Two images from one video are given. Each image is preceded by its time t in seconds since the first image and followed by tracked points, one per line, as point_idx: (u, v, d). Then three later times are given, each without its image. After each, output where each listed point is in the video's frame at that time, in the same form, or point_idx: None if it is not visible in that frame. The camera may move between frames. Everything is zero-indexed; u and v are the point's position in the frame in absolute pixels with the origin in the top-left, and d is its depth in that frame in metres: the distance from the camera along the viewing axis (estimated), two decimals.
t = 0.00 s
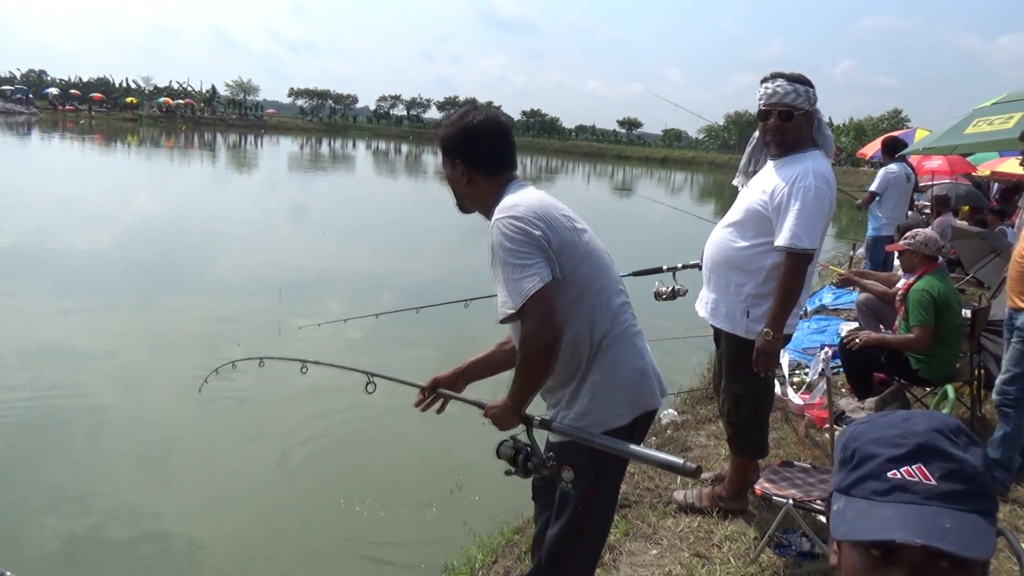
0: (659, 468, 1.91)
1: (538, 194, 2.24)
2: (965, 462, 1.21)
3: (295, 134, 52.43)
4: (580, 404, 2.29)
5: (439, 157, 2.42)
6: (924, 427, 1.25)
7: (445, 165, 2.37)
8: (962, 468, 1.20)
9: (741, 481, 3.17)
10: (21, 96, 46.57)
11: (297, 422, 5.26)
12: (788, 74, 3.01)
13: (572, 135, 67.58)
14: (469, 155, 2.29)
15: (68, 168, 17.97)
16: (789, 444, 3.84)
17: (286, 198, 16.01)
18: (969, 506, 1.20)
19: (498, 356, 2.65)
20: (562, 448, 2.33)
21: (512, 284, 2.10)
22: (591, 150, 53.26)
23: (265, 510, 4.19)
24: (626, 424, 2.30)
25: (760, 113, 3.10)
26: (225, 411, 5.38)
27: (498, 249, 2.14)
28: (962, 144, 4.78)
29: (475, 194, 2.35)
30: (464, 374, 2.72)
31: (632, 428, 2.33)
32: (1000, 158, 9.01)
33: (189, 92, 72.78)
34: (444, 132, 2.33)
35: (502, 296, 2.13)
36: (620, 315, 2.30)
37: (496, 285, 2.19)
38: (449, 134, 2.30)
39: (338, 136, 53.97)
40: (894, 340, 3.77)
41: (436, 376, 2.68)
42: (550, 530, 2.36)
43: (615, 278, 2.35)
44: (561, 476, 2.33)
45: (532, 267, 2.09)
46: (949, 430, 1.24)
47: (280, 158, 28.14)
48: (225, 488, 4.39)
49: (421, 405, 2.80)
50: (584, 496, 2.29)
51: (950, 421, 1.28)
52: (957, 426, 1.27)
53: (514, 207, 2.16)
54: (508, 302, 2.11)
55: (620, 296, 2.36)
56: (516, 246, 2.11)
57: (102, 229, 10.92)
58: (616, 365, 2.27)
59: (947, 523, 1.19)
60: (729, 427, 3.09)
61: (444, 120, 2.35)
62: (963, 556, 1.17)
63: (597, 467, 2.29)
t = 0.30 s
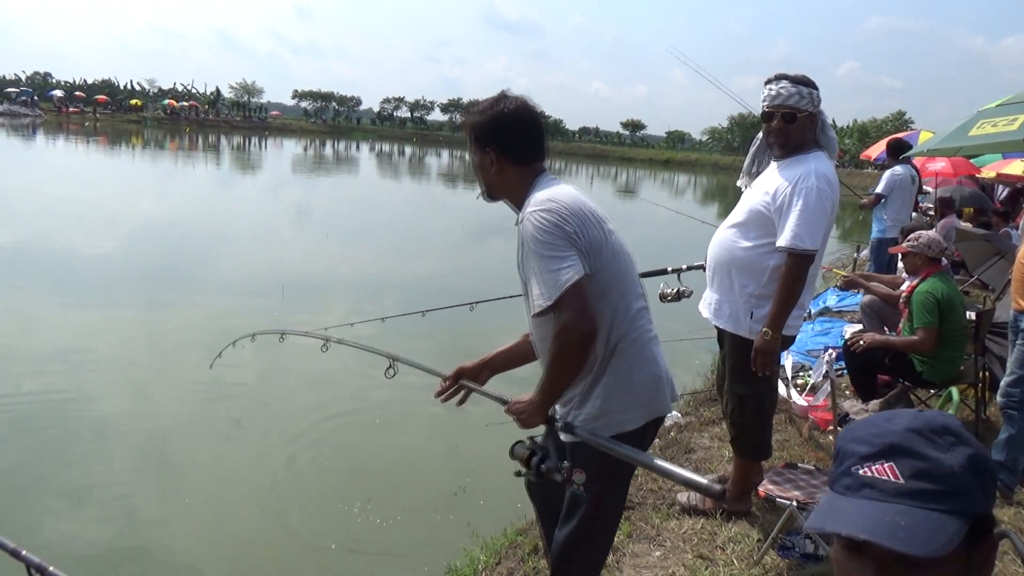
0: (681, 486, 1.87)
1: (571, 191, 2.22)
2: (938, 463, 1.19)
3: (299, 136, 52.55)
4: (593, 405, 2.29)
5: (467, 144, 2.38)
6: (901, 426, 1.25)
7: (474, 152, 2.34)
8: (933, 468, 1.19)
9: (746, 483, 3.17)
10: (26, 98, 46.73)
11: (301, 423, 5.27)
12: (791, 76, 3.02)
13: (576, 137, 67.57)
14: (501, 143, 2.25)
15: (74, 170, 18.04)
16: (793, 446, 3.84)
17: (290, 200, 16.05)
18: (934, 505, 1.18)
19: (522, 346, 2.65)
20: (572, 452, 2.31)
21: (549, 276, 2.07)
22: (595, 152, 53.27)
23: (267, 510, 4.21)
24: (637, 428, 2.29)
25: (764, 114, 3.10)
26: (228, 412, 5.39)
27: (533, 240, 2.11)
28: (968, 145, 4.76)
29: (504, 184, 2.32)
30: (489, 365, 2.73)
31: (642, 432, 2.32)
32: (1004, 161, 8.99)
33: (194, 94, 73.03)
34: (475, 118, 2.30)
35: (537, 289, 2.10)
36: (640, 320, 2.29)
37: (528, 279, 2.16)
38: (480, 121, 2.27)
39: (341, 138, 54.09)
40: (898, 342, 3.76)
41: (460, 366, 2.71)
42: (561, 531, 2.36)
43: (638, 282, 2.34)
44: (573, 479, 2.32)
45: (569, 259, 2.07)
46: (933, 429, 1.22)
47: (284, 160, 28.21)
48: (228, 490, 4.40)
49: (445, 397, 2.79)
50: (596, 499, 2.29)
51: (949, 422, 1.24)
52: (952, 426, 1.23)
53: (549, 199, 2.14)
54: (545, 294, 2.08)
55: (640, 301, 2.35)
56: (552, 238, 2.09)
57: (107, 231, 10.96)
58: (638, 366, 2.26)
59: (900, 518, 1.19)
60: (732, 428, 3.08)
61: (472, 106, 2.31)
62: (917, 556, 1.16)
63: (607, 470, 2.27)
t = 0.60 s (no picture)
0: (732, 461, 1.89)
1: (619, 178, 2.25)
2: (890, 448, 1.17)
3: (300, 135, 52.55)
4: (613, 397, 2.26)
5: (515, 127, 2.37)
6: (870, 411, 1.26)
7: (524, 133, 2.33)
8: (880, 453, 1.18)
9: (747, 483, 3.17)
10: (27, 97, 46.80)
11: (301, 423, 5.27)
12: (790, 75, 3.01)
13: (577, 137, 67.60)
14: (555, 123, 2.25)
15: (75, 169, 18.07)
16: (794, 446, 3.84)
17: (290, 200, 16.05)
18: (858, 483, 1.19)
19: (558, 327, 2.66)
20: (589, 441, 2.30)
21: (599, 254, 2.06)
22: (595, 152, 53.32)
23: (268, 510, 4.20)
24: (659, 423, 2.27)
25: (760, 115, 3.09)
26: (228, 412, 5.38)
27: (585, 219, 2.10)
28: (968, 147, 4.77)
29: (552, 166, 2.31)
30: (521, 348, 2.73)
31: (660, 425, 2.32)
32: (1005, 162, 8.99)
33: (194, 93, 73.06)
34: (528, 99, 2.29)
35: (586, 267, 2.08)
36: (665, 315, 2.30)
37: (574, 258, 2.14)
38: (535, 102, 2.27)
39: (342, 138, 54.10)
40: (899, 342, 3.76)
41: (490, 350, 2.71)
42: (572, 522, 2.32)
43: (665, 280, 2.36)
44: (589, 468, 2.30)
45: (621, 238, 2.06)
46: (895, 415, 1.19)
47: (284, 160, 28.22)
48: (228, 489, 4.40)
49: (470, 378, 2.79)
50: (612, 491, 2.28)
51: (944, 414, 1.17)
52: (935, 417, 1.15)
53: (602, 181, 2.15)
54: (593, 271, 2.06)
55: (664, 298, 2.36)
56: (605, 218, 2.08)
57: (107, 230, 10.97)
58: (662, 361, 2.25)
59: (824, 486, 1.25)
60: (734, 428, 3.08)
61: (525, 88, 2.31)
62: (811, 515, 1.25)
63: (623, 461, 2.29)
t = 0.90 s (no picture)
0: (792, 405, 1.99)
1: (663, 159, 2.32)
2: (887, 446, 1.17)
3: (301, 132, 52.54)
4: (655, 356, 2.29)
5: (556, 109, 2.40)
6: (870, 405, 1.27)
7: (568, 114, 2.35)
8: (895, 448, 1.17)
9: (749, 479, 3.17)
10: (28, 94, 46.78)
11: (303, 420, 5.27)
12: (789, 71, 3.00)
13: (578, 134, 67.56)
14: (602, 103, 2.29)
15: (75, 165, 18.05)
16: (796, 443, 3.84)
17: (290, 197, 16.05)
18: (844, 474, 1.21)
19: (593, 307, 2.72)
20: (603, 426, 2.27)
21: (656, 223, 2.10)
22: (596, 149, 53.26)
23: (269, 507, 4.20)
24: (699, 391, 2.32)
25: (757, 112, 3.09)
26: (230, 409, 5.38)
27: (639, 192, 2.15)
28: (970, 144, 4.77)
29: (596, 147, 2.35)
30: (550, 330, 2.77)
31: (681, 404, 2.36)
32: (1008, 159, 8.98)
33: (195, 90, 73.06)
34: (573, 81, 2.33)
35: (643, 236, 2.12)
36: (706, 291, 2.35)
37: (628, 230, 2.17)
38: (582, 83, 2.31)
39: (343, 135, 54.06)
40: (902, 339, 3.76)
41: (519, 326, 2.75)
42: (584, 506, 2.30)
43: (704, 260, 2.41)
44: (601, 452, 2.27)
45: (677, 209, 2.12)
46: (890, 409, 1.19)
47: (286, 157, 28.20)
48: (229, 486, 4.39)
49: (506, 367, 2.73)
50: (622, 476, 2.24)
51: (947, 411, 1.15)
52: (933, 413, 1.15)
53: (651, 159, 2.22)
54: (652, 239, 2.10)
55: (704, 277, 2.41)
56: (660, 191, 2.15)
57: (108, 227, 10.97)
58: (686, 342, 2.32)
59: (820, 474, 1.29)
60: (737, 425, 3.08)
61: (569, 70, 2.35)
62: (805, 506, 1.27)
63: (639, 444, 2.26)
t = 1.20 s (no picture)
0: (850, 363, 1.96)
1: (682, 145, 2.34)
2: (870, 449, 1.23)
3: (301, 131, 52.52)
4: (698, 333, 2.30)
5: (575, 98, 2.38)
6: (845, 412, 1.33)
7: (588, 102, 2.34)
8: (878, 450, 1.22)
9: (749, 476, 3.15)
10: (28, 92, 46.75)
11: (302, 419, 5.27)
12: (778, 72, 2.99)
13: (579, 132, 67.51)
14: (624, 90, 2.30)
15: (75, 163, 18.04)
16: (796, 443, 3.85)
17: (291, 195, 16.02)
18: (821, 478, 1.27)
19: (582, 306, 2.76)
20: (607, 405, 2.29)
21: (693, 200, 2.09)
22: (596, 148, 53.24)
23: (268, 507, 4.20)
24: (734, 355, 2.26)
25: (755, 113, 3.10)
26: (229, 408, 5.37)
27: (671, 173, 2.14)
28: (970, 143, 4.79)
29: (617, 134, 2.34)
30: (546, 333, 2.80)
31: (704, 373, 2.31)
32: (1009, 158, 8.98)
33: (196, 88, 72.98)
34: (594, 68, 2.33)
35: (680, 215, 2.10)
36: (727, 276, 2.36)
37: (661, 211, 2.15)
38: (604, 70, 2.31)
39: (343, 133, 54.03)
40: (901, 339, 3.76)
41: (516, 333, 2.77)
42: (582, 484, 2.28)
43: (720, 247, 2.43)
44: (599, 430, 2.28)
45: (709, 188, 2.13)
46: (858, 416, 1.26)
47: (286, 155, 28.20)
48: (228, 485, 4.39)
49: (501, 375, 2.77)
50: (620, 455, 2.24)
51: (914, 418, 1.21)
52: (899, 418, 1.21)
53: (676, 143, 2.24)
54: (691, 216, 2.08)
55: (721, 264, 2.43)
56: (691, 170, 2.16)
57: (108, 225, 10.97)
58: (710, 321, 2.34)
59: (798, 479, 1.35)
60: (737, 425, 3.09)
61: (587, 58, 2.34)
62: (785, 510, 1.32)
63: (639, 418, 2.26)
